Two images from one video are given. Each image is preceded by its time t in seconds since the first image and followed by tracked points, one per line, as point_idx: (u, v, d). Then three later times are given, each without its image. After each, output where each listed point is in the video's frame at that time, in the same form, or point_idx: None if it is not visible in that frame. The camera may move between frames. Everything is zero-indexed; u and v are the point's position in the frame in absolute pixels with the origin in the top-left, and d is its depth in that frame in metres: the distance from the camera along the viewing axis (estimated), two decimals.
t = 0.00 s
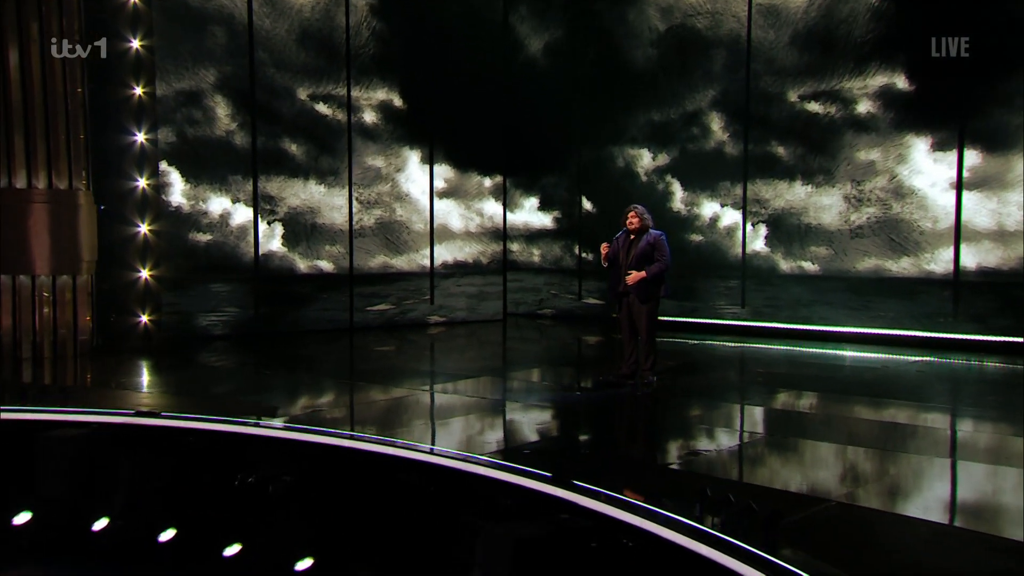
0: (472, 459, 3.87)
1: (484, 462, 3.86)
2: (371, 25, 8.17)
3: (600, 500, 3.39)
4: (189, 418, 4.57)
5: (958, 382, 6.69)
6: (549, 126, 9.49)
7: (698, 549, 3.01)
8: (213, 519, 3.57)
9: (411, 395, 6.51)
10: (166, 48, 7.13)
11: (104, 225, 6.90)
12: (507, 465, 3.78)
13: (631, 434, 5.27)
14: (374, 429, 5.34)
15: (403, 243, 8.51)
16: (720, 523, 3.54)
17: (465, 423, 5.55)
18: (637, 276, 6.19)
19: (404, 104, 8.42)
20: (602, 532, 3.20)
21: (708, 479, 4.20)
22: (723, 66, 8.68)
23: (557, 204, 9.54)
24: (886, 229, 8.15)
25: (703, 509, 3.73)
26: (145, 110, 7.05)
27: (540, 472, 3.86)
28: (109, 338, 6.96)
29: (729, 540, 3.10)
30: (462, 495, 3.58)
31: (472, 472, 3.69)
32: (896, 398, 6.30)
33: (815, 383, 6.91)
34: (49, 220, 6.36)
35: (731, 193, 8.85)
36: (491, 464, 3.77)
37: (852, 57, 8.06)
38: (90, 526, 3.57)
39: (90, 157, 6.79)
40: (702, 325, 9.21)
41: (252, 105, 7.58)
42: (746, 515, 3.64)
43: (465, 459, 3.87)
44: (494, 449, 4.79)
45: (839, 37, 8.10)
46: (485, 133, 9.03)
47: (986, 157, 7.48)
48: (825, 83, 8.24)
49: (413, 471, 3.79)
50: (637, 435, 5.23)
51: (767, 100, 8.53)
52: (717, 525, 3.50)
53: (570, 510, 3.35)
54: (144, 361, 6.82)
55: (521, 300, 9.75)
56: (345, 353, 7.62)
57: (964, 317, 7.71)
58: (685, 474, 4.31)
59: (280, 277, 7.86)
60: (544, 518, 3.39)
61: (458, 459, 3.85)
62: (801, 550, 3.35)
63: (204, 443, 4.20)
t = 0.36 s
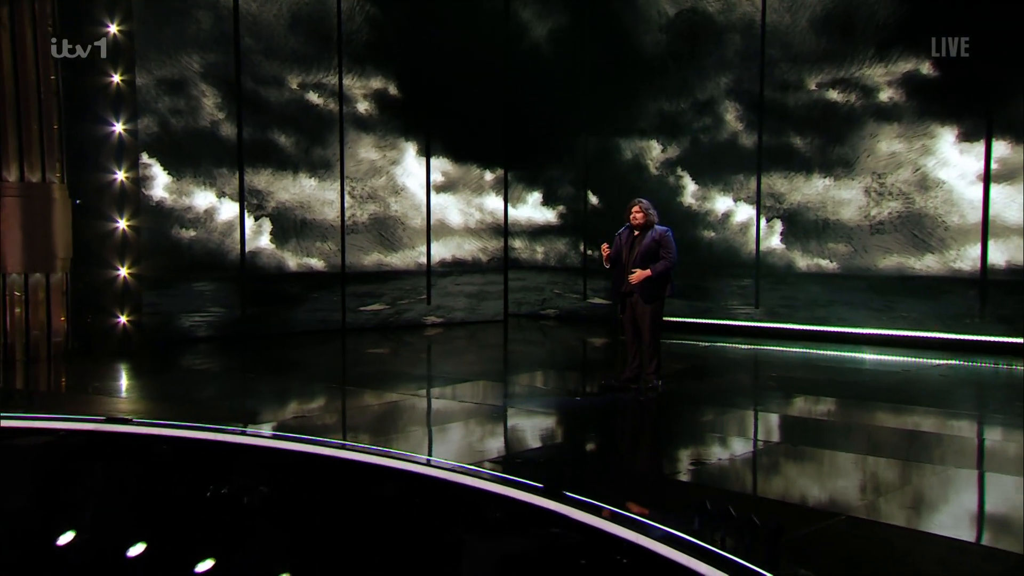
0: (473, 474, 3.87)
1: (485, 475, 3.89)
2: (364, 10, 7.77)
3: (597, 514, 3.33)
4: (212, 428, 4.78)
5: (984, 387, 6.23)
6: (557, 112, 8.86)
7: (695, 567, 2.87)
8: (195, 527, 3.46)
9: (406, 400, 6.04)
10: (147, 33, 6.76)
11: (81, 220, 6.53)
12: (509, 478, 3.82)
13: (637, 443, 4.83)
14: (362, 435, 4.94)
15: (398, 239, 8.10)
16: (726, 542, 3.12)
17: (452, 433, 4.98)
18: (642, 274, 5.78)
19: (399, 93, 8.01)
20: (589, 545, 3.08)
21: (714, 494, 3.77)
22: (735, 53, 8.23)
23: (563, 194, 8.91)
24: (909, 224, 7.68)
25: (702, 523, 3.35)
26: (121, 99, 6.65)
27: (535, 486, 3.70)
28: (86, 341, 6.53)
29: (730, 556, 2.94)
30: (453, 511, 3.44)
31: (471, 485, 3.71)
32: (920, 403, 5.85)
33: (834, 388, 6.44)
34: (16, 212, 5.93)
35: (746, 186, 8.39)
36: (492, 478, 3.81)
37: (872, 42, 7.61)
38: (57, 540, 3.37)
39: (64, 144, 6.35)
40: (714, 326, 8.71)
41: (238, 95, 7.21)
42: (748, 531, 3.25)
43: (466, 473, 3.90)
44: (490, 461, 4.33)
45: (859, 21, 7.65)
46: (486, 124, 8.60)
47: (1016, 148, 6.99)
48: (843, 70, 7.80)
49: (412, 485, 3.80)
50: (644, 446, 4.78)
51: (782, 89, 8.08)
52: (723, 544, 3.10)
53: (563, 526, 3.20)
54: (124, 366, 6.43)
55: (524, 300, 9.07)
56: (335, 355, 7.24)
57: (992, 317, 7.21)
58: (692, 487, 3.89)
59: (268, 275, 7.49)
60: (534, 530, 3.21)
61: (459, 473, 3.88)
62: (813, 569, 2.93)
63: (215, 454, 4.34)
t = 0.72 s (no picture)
0: (468, 486, 3.82)
1: (481, 488, 3.81)
2: None
3: (593, 529, 3.27)
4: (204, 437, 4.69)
5: (1013, 392, 5.81)
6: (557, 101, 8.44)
7: None
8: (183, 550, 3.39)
9: (401, 404, 5.67)
10: (125, 19, 6.42)
11: (54, 214, 6.25)
12: (506, 491, 3.76)
13: (641, 454, 4.43)
14: (348, 444, 4.60)
15: (389, 236, 7.72)
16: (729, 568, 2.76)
17: (443, 441, 4.66)
18: (642, 272, 5.39)
19: (394, 83, 7.64)
20: (582, 565, 2.96)
21: (709, 506, 3.55)
22: (746, 39, 7.82)
23: (568, 187, 8.48)
24: (932, 220, 7.24)
25: (702, 546, 3.10)
26: (96, 89, 6.36)
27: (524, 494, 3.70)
28: (59, 343, 6.19)
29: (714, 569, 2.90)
30: (441, 523, 3.44)
31: (468, 500, 3.66)
32: (946, 410, 5.43)
33: (852, 392, 6.03)
34: None
35: (759, 179, 7.95)
36: (489, 491, 3.74)
37: (893, 26, 7.21)
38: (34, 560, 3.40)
39: (37, 138, 6.13)
40: (725, 327, 8.28)
41: (222, 83, 6.85)
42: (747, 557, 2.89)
43: (462, 486, 3.82)
44: (486, 475, 4.00)
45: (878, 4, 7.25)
46: (485, 116, 8.21)
47: None
48: (862, 56, 7.37)
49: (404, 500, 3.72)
50: (650, 457, 4.38)
51: (796, 78, 7.67)
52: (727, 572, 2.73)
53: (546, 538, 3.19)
54: (101, 369, 6.09)
55: (526, 300, 8.66)
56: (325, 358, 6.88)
57: (1019, 317, 6.82)
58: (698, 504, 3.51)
59: (252, 273, 7.14)
60: (518, 545, 3.18)
61: (455, 486, 3.81)
62: None
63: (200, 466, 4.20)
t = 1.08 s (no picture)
0: (454, 498, 3.38)
1: (470, 499, 3.37)
2: None
3: (591, 548, 2.88)
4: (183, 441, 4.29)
5: None
6: (559, 92, 8.00)
7: None
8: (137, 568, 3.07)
9: (393, 409, 5.31)
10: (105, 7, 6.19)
11: (29, 207, 6.04)
12: (500, 503, 3.32)
13: (642, 461, 4.05)
14: (324, 450, 4.23)
15: (382, 232, 7.43)
16: None
17: (421, 447, 4.28)
18: (641, 269, 5.05)
19: (387, 72, 7.34)
20: None
21: (719, 519, 3.17)
22: (755, 26, 7.44)
23: (572, 181, 8.06)
24: (954, 215, 6.84)
25: (703, 566, 2.75)
26: (73, 77, 6.13)
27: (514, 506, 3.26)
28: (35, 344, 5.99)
29: None
30: (426, 535, 3.22)
31: (456, 515, 3.26)
32: (972, 415, 5.03)
33: (870, 396, 5.63)
34: None
35: (772, 172, 7.57)
36: (485, 503, 3.30)
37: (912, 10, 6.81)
38: None
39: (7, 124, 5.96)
40: (736, 329, 7.89)
41: (206, 71, 6.59)
42: None
43: (449, 497, 3.40)
44: (467, 484, 3.64)
45: None
46: (484, 106, 7.83)
47: None
48: (879, 42, 6.98)
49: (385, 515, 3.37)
50: (648, 466, 3.98)
51: (810, 66, 7.27)
52: None
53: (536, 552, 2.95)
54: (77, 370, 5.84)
55: (528, 299, 8.13)
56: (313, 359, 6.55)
57: None
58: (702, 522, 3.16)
59: (238, 271, 6.85)
60: (506, 560, 2.97)
61: (448, 497, 3.38)
62: None
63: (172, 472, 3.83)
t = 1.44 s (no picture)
0: (439, 508, 3.12)
1: (456, 509, 3.12)
2: None
3: (591, 567, 2.58)
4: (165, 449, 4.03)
5: None
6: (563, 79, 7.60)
7: None
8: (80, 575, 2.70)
9: (381, 414, 4.94)
10: None
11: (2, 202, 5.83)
12: (489, 515, 3.05)
13: (646, 470, 3.68)
14: (303, 457, 3.88)
15: (376, 228, 7.10)
16: None
17: (410, 455, 3.93)
18: (643, 265, 4.69)
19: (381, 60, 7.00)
20: None
21: (731, 540, 2.79)
22: (768, 9, 7.07)
23: (578, 175, 7.68)
24: (981, 209, 6.43)
25: None
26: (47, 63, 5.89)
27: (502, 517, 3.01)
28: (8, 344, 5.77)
29: None
30: (406, 551, 2.80)
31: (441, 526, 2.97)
32: (1007, 422, 4.63)
33: (894, 401, 5.22)
34: None
35: (788, 164, 7.16)
36: (474, 516, 3.03)
37: None
38: None
39: None
40: (750, 330, 7.48)
41: (189, 57, 6.29)
42: None
43: (434, 506, 3.14)
44: (457, 496, 3.28)
45: None
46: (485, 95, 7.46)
47: None
48: (899, 25, 6.58)
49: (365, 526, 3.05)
50: (652, 476, 3.60)
51: (828, 52, 6.88)
52: None
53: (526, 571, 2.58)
54: (52, 373, 5.55)
55: (529, 299, 7.77)
56: (303, 361, 6.21)
57: None
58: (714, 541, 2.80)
59: (223, 268, 6.51)
60: None
61: (435, 510, 3.10)
62: None
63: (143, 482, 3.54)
